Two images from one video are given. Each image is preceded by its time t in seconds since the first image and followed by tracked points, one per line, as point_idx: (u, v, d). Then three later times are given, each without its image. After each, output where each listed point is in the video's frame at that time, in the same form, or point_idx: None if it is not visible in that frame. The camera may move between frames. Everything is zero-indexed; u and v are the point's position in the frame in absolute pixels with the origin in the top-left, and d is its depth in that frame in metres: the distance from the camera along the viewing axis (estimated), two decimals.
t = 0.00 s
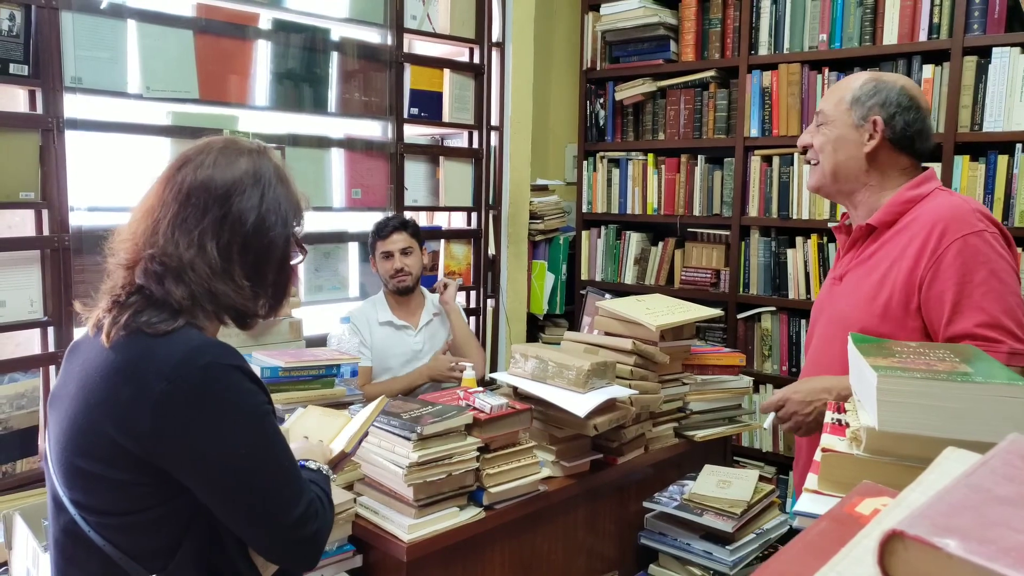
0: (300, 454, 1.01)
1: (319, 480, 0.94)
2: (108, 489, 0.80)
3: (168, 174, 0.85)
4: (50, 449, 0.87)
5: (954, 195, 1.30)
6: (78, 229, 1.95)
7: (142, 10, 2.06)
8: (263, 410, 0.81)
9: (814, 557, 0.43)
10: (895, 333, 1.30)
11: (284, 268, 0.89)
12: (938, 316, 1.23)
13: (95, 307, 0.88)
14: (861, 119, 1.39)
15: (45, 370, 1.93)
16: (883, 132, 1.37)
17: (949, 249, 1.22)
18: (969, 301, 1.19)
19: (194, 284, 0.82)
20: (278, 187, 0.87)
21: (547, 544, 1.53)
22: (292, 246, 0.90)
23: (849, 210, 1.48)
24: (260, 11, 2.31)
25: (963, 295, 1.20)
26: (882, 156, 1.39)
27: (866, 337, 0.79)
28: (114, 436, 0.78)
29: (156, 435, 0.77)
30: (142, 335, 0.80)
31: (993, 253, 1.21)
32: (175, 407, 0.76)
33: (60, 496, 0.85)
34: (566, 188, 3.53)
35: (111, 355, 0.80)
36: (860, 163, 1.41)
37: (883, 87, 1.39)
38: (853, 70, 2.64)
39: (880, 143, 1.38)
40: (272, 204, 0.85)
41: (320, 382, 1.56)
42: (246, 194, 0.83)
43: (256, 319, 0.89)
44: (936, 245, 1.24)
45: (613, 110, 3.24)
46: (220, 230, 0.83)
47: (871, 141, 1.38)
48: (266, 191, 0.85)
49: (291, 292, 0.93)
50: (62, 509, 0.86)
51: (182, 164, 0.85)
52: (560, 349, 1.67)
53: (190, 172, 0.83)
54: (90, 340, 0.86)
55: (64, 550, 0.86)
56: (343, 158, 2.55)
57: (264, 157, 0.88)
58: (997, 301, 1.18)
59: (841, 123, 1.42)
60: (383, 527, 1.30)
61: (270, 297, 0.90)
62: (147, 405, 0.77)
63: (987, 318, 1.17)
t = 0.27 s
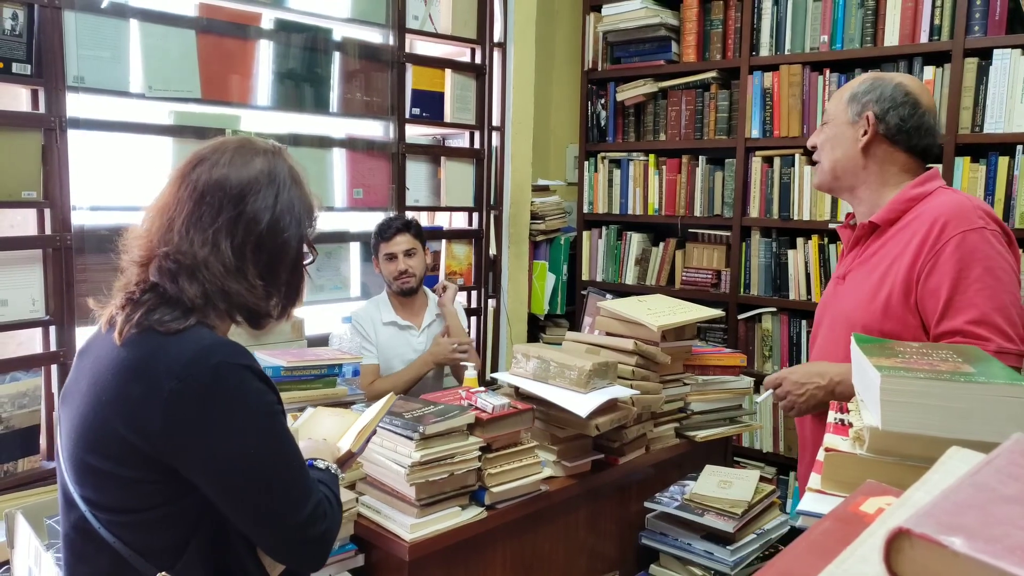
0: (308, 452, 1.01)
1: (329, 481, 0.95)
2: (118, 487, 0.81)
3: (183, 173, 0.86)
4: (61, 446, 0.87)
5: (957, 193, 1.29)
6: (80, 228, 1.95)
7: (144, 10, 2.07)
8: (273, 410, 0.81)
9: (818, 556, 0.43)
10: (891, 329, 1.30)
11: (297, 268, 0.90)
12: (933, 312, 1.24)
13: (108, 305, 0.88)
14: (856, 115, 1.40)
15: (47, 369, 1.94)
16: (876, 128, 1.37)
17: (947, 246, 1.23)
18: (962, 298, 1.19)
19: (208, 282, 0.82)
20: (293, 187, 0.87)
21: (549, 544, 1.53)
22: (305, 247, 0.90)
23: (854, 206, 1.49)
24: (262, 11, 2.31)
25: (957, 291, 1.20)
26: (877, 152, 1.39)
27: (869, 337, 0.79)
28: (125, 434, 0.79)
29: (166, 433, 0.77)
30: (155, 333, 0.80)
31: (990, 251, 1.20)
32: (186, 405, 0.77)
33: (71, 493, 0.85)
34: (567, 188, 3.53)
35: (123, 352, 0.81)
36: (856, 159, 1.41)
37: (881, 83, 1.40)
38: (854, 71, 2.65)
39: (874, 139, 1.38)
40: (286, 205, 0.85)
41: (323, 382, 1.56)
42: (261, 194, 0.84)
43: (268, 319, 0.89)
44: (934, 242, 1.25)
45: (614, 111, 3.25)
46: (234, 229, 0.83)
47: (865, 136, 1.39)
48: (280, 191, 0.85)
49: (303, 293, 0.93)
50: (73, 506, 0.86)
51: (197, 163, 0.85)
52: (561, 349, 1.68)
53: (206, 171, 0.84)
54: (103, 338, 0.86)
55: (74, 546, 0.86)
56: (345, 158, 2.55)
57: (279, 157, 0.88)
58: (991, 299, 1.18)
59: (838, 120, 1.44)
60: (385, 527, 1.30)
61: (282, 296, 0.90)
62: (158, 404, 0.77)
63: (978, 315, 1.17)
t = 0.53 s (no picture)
0: (311, 450, 1.02)
1: (330, 478, 0.95)
2: (123, 486, 0.81)
3: (188, 174, 0.86)
4: (67, 446, 0.87)
5: (953, 193, 1.29)
6: (82, 229, 1.96)
7: (146, 11, 2.07)
8: (276, 410, 0.82)
9: (819, 555, 0.43)
10: (882, 327, 1.31)
11: (300, 269, 0.90)
12: (921, 311, 1.24)
13: (113, 305, 0.88)
14: (841, 123, 1.42)
15: (49, 369, 1.94)
16: (862, 131, 1.38)
17: (936, 246, 1.23)
18: (948, 297, 1.20)
19: (212, 279, 0.82)
20: (297, 189, 0.87)
21: (550, 544, 1.54)
22: (309, 249, 0.90)
23: (854, 212, 1.49)
24: (264, 12, 2.31)
25: (944, 290, 1.21)
26: (868, 154, 1.40)
27: (870, 338, 0.79)
28: (130, 434, 0.79)
29: (170, 434, 0.77)
30: (159, 333, 0.80)
31: (979, 250, 1.20)
32: (190, 406, 0.77)
33: (77, 492, 0.86)
34: (567, 189, 3.53)
35: (128, 352, 0.81)
36: (848, 166, 1.42)
37: (860, 88, 1.41)
38: (855, 72, 2.65)
39: (862, 142, 1.39)
40: (290, 206, 0.86)
41: (324, 382, 1.56)
42: (266, 195, 0.84)
43: (270, 319, 0.89)
44: (925, 242, 1.25)
45: (615, 112, 3.25)
46: (238, 229, 0.83)
47: (852, 141, 1.40)
48: (284, 191, 0.86)
49: (306, 295, 0.93)
50: (78, 505, 0.86)
51: (203, 164, 0.86)
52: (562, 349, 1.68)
53: (211, 172, 0.84)
54: (108, 338, 0.86)
55: (80, 546, 0.86)
56: (345, 159, 2.56)
57: (283, 159, 0.89)
58: (977, 298, 1.18)
59: (825, 131, 1.46)
60: (386, 526, 1.30)
61: (284, 297, 0.90)
62: (162, 404, 0.77)
63: (963, 314, 1.17)
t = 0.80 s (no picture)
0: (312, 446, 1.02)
1: (331, 472, 0.95)
2: (127, 484, 0.81)
3: (189, 173, 0.87)
4: (71, 444, 0.87)
5: (950, 192, 1.29)
6: (86, 228, 1.96)
7: (150, 10, 2.07)
8: (279, 407, 0.82)
9: (826, 553, 0.43)
10: (881, 327, 1.31)
11: (301, 266, 0.90)
12: (920, 311, 1.25)
13: (116, 303, 0.89)
14: (831, 130, 1.43)
15: (52, 368, 1.94)
16: (853, 135, 1.39)
17: (934, 246, 1.23)
18: (946, 296, 1.20)
19: (215, 276, 0.83)
20: (298, 186, 0.88)
21: (552, 543, 1.54)
22: (309, 247, 0.90)
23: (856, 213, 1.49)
24: (266, 12, 2.32)
25: (942, 290, 1.21)
26: (862, 155, 1.40)
27: (874, 337, 0.79)
28: (133, 432, 0.79)
29: (174, 431, 0.78)
30: (163, 330, 0.81)
31: (976, 250, 1.21)
32: (193, 404, 0.77)
33: (81, 490, 0.86)
34: (569, 189, 3.53)
35: (130, 350, 0.81)
36: (843, 172, 1.43)
37: (845, 94, 1.43)
38: (857, 72, 2.65)
39: (855, 146, 1.40)
40: (290, 204, 0.86)
41: (327, 381, 1.56)
42: (266, 192, 0.84)
43: (272, 316, 0.90)
44: (923, 242, 1.25)
45: (617, 112, 3.26)
46: (240, 226, 0.84)
47: (844, 145, 1.41)
48: (284, 189, 0.86)
49: (306, 293, 0.94)
50: (82, 502, 0.87)
51: (203, 163, 0.86)
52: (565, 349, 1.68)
53: (212, 170, 0.85)
54: (111, 336, 0.87)
55: (85, 543, 0.86)
56: (348, 158, 2.56)
57: (283, 157, 0.89)
58: (974, 297, 1.18)
59: (817, 139, 1.47)
60: (389, 525, 1.30)
61: (285, 294, 0.90)
62: (166, 402, 0.77)
63: (960, 313, 1.18)
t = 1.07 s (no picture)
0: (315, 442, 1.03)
1: (334, 469, 0.95)
2: (133, 483, 0.81)
3: (190, 174, 0.87)
4: (76, 443, 0.88)
5: (953, 190, 1.29)
6: (89, 228, 1.96)
7: (153, 11, 2.08)
8: (284, 405, 0.82)
9: (838, 550, 0.44)
10: (886, 326, 1.32)
11: (304, 265, 0.91)
12: (926, 309, 1.25)
13: (120, 303, 0.89)
14: (834, 129, 1.43)
15: (56, 368, 1.94)
16: (857, 135, 1.39)
17: (938, 244, 1.24)
18: (951, 295, 1.20)
19: (222, 276, 0.83)
20: (299, 185, 0.88)
21: (556, 542, 1.54)
22: (312, 245, 0.91)
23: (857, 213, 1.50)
24: (269, 12, 2.32)
25: (947, 288, 1.21)
26: (865, 155, 1.40)
27: (880, 336, 0.80)
28: (139, 431, 0.79)
29: (180, 430, 0.78)
30: (168, 330, 0.81)
31: (980, 247, 1.21)
32: (199, 402, 0.77)
33: (87, 490, 0.86)
34: (570, 188, 3.54)
35: (136, 350, 0.81)
36: (846, 171, 1.43)
37: (848, 93, 1.43)
38: (859, 72, 2.66)
39: (858, 146, 1.40)
40: (291, 203, 0.87)
41: (331, 381, 1.57)
42: (268, 192, 0.85)
43: (276, 313, 0.90)
44: (927, 241, 1.26)
45: (618, 112, 3.26)
46: (243, 226, 0.84)
47: (848, 144, 1.41)
48: (285, 188, 0.86)
49: (309, 290, 0.94)
50: (88, 501, 0.87)
51: (203, 164, 0.86)
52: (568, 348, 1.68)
53: (213, 171, 0.85)
54: (116, 336, 0.87)
55: (91, 542, 0.87)
56: (350, 158, 2.56)
57: (281, 156, 0.89)
58: (980, 294, 1.18)
59: (821, 139, 1.47)
60: (394, 524, 1.31)
61: (289, 292, 0.91)
62: (171, 400, 0.78)
63: (966, 311, 1.18)
